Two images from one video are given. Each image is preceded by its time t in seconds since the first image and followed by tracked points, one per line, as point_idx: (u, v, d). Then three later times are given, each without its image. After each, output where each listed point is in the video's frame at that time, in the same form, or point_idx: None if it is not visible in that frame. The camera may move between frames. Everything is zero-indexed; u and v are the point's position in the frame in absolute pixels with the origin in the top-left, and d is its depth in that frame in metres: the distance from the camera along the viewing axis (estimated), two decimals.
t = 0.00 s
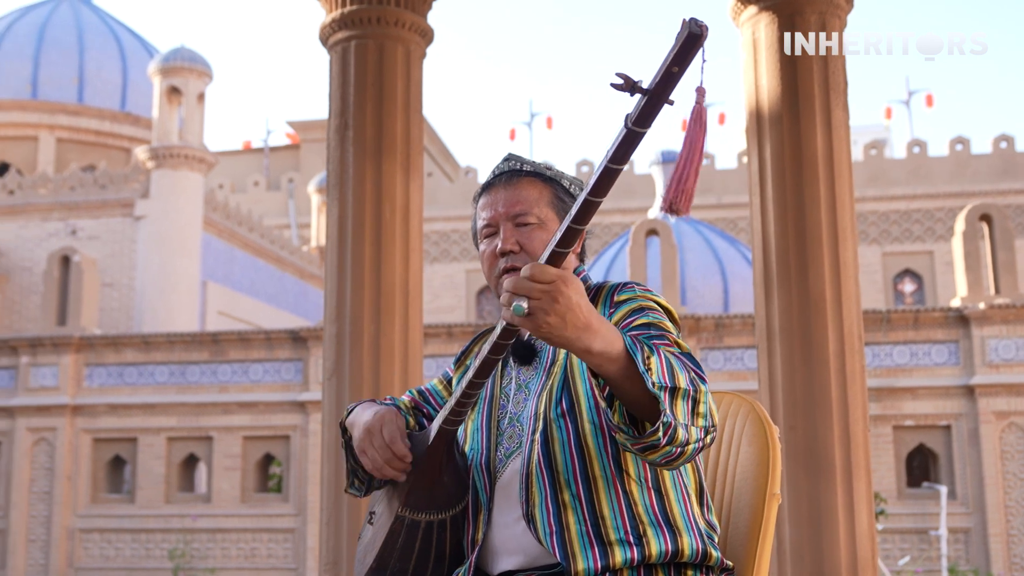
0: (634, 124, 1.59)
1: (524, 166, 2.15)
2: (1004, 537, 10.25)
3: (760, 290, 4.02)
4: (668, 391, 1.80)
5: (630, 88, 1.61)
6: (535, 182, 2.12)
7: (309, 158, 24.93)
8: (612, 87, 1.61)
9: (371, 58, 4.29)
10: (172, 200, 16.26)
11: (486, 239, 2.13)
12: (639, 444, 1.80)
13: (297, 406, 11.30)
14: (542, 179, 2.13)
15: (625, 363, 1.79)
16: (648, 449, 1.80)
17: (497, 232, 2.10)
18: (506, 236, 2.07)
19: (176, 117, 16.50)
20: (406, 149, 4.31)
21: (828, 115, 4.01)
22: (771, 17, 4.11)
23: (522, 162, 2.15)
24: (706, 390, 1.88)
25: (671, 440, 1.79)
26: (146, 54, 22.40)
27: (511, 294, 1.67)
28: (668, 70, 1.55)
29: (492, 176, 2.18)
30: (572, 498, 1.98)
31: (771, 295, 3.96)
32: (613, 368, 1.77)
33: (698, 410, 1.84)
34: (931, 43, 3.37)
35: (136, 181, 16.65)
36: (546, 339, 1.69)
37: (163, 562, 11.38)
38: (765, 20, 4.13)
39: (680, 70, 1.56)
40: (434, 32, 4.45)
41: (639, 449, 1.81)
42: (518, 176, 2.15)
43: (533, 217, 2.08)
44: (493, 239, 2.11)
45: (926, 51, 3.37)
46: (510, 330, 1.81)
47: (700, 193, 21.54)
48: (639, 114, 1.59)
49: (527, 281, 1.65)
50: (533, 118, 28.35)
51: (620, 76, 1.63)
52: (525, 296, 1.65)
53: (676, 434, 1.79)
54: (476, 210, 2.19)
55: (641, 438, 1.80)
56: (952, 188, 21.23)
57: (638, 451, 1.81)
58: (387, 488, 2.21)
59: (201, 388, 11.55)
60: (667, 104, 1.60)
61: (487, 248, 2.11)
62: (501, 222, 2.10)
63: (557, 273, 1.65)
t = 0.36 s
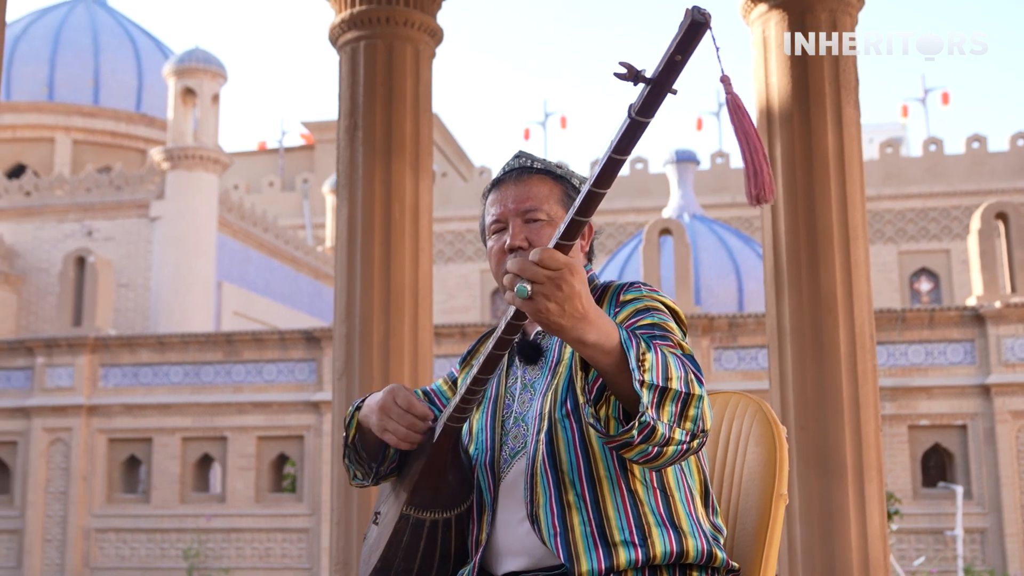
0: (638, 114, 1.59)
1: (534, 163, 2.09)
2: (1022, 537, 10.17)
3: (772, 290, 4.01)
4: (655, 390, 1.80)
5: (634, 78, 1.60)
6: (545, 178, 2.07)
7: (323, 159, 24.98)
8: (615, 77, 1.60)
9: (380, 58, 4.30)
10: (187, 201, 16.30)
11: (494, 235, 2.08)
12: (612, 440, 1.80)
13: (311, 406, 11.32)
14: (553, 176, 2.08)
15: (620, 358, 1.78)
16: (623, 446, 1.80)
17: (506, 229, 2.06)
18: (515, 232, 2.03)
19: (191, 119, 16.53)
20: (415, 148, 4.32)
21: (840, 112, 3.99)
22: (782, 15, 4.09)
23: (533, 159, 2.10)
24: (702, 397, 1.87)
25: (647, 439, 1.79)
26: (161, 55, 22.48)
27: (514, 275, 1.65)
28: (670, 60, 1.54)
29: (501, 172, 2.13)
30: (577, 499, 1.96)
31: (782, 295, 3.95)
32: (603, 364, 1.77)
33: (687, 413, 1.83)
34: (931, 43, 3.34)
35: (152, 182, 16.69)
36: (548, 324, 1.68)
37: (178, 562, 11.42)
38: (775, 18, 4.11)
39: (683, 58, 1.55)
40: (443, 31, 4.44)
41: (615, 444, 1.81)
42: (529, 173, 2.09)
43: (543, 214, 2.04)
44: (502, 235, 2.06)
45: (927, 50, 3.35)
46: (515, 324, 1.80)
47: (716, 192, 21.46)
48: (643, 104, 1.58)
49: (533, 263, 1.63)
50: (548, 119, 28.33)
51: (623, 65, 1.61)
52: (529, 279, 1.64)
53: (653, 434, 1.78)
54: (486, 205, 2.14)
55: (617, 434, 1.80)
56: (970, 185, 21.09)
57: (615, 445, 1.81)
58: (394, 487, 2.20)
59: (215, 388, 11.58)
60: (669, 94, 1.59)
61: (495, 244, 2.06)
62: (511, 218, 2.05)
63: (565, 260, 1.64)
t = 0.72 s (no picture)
0: (665, 115, 1.51)
1: (545, 163, 2.06)
2: None
3: (783, 291, 3.99)
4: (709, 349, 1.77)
5: (660, 79, 1.55)
6: (555, 178, 2.04)
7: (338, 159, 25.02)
8: (642, 78, 1.55)
9: (390, 59, 4.30)
10: (201, 203, 16.34)
11: (503, 233, 2.06)
12: (676, 396, 1.77)
13: (325, 406, 11.34)
14: (563, 176, 2.05)
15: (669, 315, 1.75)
16: (681, 405, 1.78)
17: (515, 227, 2.05)
18: (524, 230, 2.01)
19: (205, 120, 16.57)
20: (425, 150, 4.33)
21: (851, 112, 3.97)
22: (792, 14, 4.07)
23: (544, 158, 2.06)
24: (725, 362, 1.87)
25: (704, 401, 1.78)
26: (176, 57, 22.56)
27: (562, 228, 1.58)
28: (700, 60, 1.49)
29: (512, 168, 2.10)
30: (583, 498, 1.93)
31: (793, 296, 3.93)
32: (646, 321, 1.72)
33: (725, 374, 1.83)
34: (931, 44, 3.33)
35: (167, 183, 16.75)
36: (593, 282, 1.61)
37: (192, 562, 11.47)
38: (785, 17, 4.09)
39: (713, 60, 1.49)
40: (453, 32, 4.45)
41: (675, 402, 1.78)
42: (539, 172, 2.06)
43: (552, 212, 2.01)
44: (510, 234, 2.05)
45: (928, 50, 3.33)
46: (532, 324, 1.78)
47: (730, 191, 21.40)
48: (670, 105, 1.51)
49: (584, 217, 1.56)
50: (562, 118, 28.33)
51: (650, 66, 1.57)
52: (577, 232, 1.56)
53: (711, 395, 1.78)
54: (495, 203, 2.11)
55: (680, 391, 1.77)
56: (986, 184, 20.96)
57: (671, 405, 1.79)
58: (403, 487, 2.18)
59: (229, 388, 11.63)
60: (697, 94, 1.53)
61: (504, 242, 2.06)
62: (520, 217, 2.03)
63: (618, 216, 1.56)
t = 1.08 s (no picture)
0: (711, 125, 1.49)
1: (550, 160, 2.05)
2: None
3: (792, 291, 3.97)
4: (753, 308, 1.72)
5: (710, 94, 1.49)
6: (560, 175, 2.04)
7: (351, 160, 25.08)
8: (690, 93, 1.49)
9: (400, 59, 4.32)
10: (215, 204, 16.38)
11: (507, 232, 2.06)
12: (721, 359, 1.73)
13: (338, 407, 11.36)
14: (567, 173, 2.04)
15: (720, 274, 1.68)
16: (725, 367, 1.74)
17: (519, 225, 2.03)
18: (526, 229, 2.01)
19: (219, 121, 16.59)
20: (434, 150, 4.34)
21: (860, 111, 3.96)
22: (802, 13, 4.05)
23: (549, 155, 2.06)
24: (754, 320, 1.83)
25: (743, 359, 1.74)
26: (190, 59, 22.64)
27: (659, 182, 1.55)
28: (753, 76, 1.43)
29: (518, 166, 2.10)
30: (586, 494, 1.88)
31: (802, 294, 3.91)
32: (708, 280, 1.68)
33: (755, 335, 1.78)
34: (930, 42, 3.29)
35: (181, 184, 16.82)
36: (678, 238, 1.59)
37: (206, 562, 11.50)
38: (795, 16, 4.06)
39: (765, 77, 1.44)
40: (462, 32, 4.46)
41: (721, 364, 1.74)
42: (543, 170, 2.06)
43: (555, 210, 2.00)
44: (514, 232, 2.04)
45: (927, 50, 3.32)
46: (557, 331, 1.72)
47: (744, 190, 21.34)
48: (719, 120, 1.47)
49: (680, 169, 1.54)
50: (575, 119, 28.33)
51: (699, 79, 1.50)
52: (677, 186, 1.54)
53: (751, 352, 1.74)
54: (500, 201, 2.11)
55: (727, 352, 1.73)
56: (1002, 182, 20.84)
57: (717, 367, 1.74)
58: (410, 488, 2.15)
59: (243, 389, 11.68)
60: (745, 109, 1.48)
61: (507, 241, 2.05)
62: (523, 215, 2.02)
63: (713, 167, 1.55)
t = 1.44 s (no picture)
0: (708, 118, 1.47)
1: (549, 159, 2.05)
2: None
3: (804, 291, 3.95)
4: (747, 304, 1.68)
5: (707, 84, 1.45)
6: (558, 175, 2.03)
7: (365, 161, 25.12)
8: (688, 83, 1.46)
9: (409, 60, 4.33)
10: (229, 205, 16.41)
11: (508, 235, 2.06)
12: (713, 344, 1.69)
13: (351, 407, 11.38)
14: (566, 171, 2.03)
15: (726, 255, 1.64)
16: (717, 354, 1.70)
17: (518, 229, 2.03)
18: (525, 234, 2.00)
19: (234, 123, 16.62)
20: (444, 151, 4.35)
21: (871, 109, 3.94)
22: (811, 11, 4.03)
23: (549, 153, 2.06)
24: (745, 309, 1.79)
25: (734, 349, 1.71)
26: (204, 60, 22.73)
27: (661, 170, 1.52)
28: (748, 66, 1.39)
29: (519, 166, 2.09)
30: (593, 491, 1.86)
31: (815, 293, 3.89)
32: (715, 261, 1.63)
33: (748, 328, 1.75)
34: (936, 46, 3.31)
35: (195, 186, 16.89)
36: (687, 220, 1.57)
37: (220, 562, 11.54)
38: (804, 14, 4.05)
39: (760, 66, 1.39)
40: (471, 32, 4.47)
41: (712, 349, 1.70)
42: (542, 169, 2.05)
43: (552, 213, 2.00)
44: (513, 236, 2.03)
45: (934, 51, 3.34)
46: (560, 326, 1.69)
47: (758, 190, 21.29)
48: (714, 110, 1.45)
49: (681, 155, 1.51)
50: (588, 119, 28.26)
51: (696, 70, 1.47)
52: (681, 171, 1.51)
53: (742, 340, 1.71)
54: (502, 202, 2.11)
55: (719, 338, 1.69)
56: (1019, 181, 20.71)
57: (708, 352, 1.71)
58: (417, 486, 2.14)
59: (257, 389, 11.72)
60: (742, 100, 1.45)
61: (508, 244, 2.05)
62: (521, 218, 2.02)
63: (715, 149, 1.52)
